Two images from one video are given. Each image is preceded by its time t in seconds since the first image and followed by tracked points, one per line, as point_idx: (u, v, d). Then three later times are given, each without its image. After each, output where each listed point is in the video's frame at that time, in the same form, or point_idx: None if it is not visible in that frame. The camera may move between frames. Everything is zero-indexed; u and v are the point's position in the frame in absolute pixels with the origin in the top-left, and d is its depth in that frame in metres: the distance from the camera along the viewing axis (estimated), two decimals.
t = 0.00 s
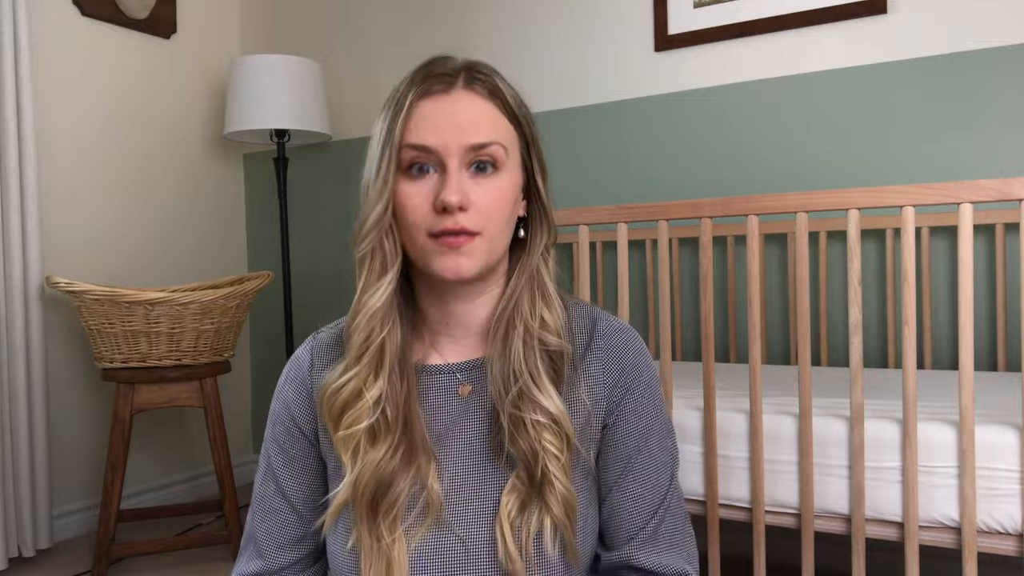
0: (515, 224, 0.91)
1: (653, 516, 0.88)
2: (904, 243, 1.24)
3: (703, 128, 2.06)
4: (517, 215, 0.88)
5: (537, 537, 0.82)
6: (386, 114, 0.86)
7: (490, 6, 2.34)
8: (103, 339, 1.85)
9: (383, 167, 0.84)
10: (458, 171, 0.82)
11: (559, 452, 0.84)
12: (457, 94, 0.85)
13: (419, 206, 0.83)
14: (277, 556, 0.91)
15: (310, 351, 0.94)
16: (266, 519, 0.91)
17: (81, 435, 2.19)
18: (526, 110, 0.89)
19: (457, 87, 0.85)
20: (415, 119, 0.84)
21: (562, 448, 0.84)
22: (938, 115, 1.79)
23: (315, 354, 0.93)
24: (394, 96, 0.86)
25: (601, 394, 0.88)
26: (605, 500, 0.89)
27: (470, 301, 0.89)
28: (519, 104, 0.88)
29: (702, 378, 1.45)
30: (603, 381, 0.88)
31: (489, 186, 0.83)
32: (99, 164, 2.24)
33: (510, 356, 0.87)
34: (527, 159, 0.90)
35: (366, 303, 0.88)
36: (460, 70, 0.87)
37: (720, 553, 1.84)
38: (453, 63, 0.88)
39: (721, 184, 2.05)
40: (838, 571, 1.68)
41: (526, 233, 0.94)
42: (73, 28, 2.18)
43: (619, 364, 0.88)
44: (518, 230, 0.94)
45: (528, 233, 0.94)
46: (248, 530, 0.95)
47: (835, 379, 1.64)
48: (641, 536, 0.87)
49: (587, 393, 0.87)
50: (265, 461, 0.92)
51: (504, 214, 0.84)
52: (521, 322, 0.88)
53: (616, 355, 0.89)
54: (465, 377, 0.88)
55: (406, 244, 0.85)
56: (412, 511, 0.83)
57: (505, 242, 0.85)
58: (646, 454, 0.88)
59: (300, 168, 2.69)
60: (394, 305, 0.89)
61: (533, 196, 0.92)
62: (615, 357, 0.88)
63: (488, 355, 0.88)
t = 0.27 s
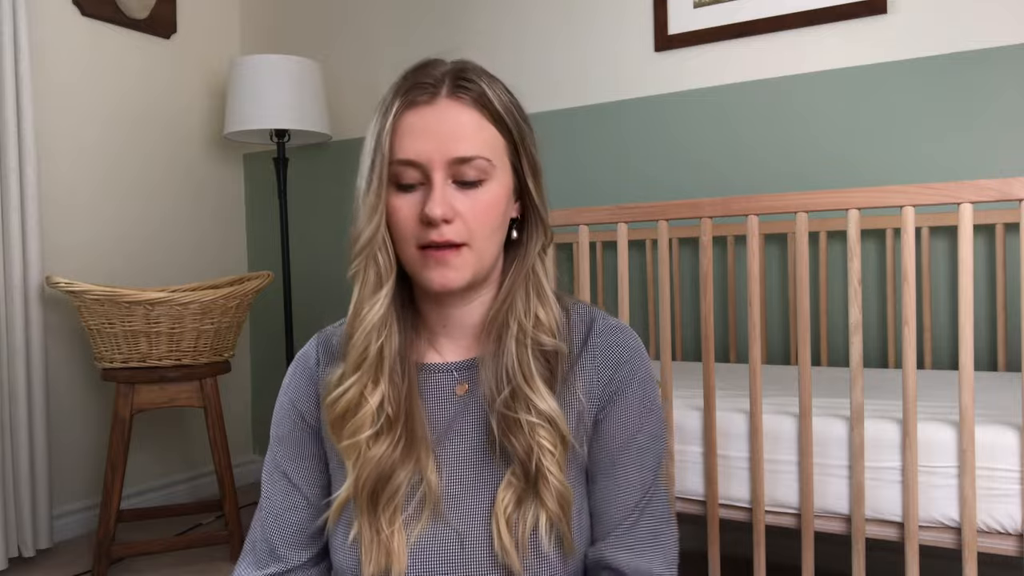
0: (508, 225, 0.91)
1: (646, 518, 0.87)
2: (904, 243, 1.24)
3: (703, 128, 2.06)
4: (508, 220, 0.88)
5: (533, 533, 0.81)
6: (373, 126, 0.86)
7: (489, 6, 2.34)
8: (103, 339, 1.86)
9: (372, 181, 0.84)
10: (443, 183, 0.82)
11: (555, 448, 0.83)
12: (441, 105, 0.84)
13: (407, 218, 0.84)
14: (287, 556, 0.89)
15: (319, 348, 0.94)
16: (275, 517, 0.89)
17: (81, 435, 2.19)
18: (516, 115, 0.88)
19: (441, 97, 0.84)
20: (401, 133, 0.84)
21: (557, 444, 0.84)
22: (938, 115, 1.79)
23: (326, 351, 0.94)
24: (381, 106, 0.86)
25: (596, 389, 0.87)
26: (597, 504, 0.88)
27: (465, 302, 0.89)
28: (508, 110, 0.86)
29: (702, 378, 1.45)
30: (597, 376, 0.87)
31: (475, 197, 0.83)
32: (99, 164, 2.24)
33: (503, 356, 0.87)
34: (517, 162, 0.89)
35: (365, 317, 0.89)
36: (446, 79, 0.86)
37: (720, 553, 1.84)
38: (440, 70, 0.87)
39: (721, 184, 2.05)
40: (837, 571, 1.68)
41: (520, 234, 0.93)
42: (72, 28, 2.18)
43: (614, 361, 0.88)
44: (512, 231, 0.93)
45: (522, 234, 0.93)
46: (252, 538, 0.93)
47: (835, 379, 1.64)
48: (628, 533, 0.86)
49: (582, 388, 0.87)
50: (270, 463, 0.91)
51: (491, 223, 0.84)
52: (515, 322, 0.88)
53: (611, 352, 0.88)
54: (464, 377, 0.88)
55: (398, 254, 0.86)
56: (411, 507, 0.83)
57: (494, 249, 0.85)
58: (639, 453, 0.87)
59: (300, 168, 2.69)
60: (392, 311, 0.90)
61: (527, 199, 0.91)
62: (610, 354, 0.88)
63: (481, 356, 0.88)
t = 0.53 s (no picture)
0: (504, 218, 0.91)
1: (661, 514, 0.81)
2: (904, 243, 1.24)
3: (703, 128, 2.06)
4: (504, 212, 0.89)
5: (531, 519, 0.80)
6: (373, 119, 0.86)
7: (490, 6, 2.34)
8: (103, 339, 1.86)
9: (371, 173, 0.85)
10: (440, 174, 0.82)
11: (551, 434, 0.83)
12: (439, 99, 0.83)
13: (405, 209, 0.83)
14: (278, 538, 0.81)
15: (320, 334, 0.95)
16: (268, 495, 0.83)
17: (81, 435, 2.19)
18: (512, 110, 0.89)
19: (439, 91, 0.84)
20: (400, 124, 0.83)
21: (553, 430, 0.83)
22: (938, 115, 1.79)
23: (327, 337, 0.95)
24: (380, 100, 0.87)
25: (593, 379, 0.87)
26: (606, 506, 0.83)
27: (463, 294, 0.89)
28: (504, 105, 0.87)
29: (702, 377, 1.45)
30: (594, 364, 0.87)
31: (473, 188, 0.82)
32: (99, 164, 2.24)
33: (499, 345, 0.87)
34: (513, 156, 0.89)
35: (363, 301, 0.89)
36: (444, 73, 0.86)
37: (720, 553, 1.84)
38: (438, 66, 0.87)
39: (721, 185, 2.05)
40: (837, 571, 1.68)
41: (516, 227, 0.94)
42: (72, 28, 2.18)
43: (609, 350, 0.88)
44: (508, 224, 0.94)
45: (518, 228, 0.94)
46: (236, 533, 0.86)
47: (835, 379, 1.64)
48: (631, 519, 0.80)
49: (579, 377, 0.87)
50: (264, 452, 0.86)
51: (488, 215, 0.84)
52: (511, 312, 0.88)
53: (606, 343, 0.88)
54: (462, 366, 0.87)
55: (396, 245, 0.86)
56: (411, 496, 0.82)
57: (490, 241, 0.85)
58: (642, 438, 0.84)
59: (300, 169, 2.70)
60: (391, 299, 0.91)
61: (523, 192, 0.92)
62: (606, 344, 0.88)
63: (478, 346, 0.87)
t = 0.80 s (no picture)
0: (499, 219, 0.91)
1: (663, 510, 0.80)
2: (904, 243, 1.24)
3: (703, 128, 2.06)
4: (499, 213, 0.89)
5: (527, 519, 0.80)
6: (368, 121, 0.86)
7: (490, 6, 2.34)
8: (102, 339, 1.86)
9: (367, 173, 0.85)
10: (436, 175, 0.82)
11: (547, 435, 0.83)
12: (434, 100, 0.84)
13: (401, 208, 0.83)
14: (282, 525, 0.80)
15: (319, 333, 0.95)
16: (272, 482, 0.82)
17: (81, 435, 2.19)
18: (506, 111, 0.89)
19: (434, 92, 0.84)
20: (395, 125, 0.83)
21: (549, 431, 0.83)
22: (938, 115, 1.79)
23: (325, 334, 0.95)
24: (375, 102, 0.87)
25: (589, 380, 0.86)
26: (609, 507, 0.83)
27: (459, 292, 0.88)
28: (497, 105, 0.87)
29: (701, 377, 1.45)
30: (589, 366, 0.87)
31: (468, 188, 0.83)
32: (99, 164, 2.24)
33: (493, 345, 0.86)
34: (507, 156, 0.90)
35: (357, 305, 0.89)
36: (437, 74, 0.86)
37: (720, 553, 1.84)
38: (432, 67, 0.87)
39: (721, 185, 2.05)
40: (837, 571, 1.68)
41: (511, 227, 0.94)
42: (73, 28, 2.18)
43: (604, 351, 0.87)
44: (503, 224, 0.93)
45: (513, 228, 0.94)
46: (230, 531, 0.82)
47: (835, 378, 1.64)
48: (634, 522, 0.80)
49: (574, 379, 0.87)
50: (265, 444, 0.85)
51: (484, 214, 0.84)
52: (505, 312, 0.88)
53: (601, 344, 0.88)
54: (457, 367, 0.87)
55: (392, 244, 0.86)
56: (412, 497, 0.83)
57: (486, 239, 0.86)
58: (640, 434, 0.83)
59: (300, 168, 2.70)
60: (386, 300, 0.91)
61: (517, 192, 0.93)
62: (600, 345, 0.88)
63: (473, 346, 0.87)
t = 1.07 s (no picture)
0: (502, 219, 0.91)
1: (664, 504, 0.78)
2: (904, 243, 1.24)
3: (703, 128, 2.06)
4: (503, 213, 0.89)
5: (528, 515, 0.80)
6: (377, 119, 0.87)
7: (489, 6, 2.34)
8: (103, 339, 1.86)
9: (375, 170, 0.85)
10: (444, 172, 0.82)
11: (547, 432, 0.82)
12: (443, 99, 0.84)
13: (408, 206, 0.83)
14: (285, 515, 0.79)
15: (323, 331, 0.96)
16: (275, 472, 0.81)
17: (81, 435, 2.19)
18: (512, 111, 0.90)
19: (442, 91, 0.85)
20: (404, 123, 0.84)
21: (550, 428, 0.83)
22: (938, 115, 1.79)
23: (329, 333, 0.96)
24: (384, 100, 0.87)
25: (586, 377, 0.86)
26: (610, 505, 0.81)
27: (462, 292, 0.88)
28: (504, 105, 0.88)
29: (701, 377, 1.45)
30: (587, 363, 0.87)
31: (475, 186, 0.83)
32: (99, 164, 2.24)
33: (495, 343, 0.87)
34: (513, 156, 0.90)
35: (364, 300, 0.89)
36: (445, 73, 0.87)
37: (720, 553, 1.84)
38: (441, 67, 0.87)
39: (721, 185, 2.05)
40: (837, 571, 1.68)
41: (514, 227, 0.94)
42: (73, 28, 2.18)
43: (602, 347, 0.87)
44: (506, 223, 0.93)
45: (516, 227, 0.94)
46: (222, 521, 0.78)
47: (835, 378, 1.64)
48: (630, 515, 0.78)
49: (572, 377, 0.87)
50: (267, 435, 0.84)
51: (490, 213, 0.84)
52: (507, 310, 0.88)
53: (599, 340, 0.88)
54: (459, 364, 0.87)
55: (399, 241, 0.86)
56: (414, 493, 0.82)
57: (492, 238, 0.85)
58: (640, 428, 0.82)
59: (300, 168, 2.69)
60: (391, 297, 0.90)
61: (521, 191, 0.93)
62: (597, 341, 0.88)
63: (475, 344, 0.87)
